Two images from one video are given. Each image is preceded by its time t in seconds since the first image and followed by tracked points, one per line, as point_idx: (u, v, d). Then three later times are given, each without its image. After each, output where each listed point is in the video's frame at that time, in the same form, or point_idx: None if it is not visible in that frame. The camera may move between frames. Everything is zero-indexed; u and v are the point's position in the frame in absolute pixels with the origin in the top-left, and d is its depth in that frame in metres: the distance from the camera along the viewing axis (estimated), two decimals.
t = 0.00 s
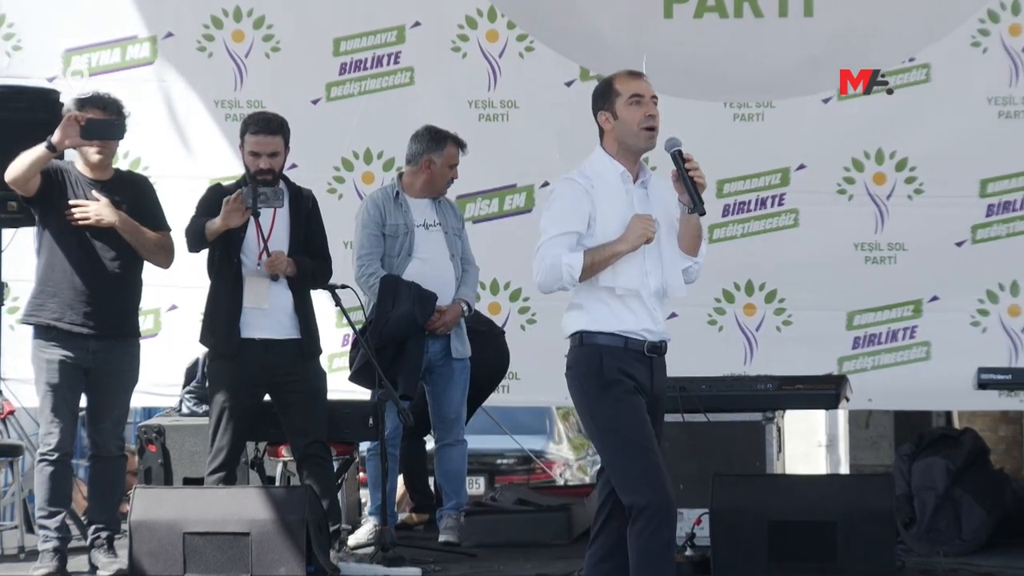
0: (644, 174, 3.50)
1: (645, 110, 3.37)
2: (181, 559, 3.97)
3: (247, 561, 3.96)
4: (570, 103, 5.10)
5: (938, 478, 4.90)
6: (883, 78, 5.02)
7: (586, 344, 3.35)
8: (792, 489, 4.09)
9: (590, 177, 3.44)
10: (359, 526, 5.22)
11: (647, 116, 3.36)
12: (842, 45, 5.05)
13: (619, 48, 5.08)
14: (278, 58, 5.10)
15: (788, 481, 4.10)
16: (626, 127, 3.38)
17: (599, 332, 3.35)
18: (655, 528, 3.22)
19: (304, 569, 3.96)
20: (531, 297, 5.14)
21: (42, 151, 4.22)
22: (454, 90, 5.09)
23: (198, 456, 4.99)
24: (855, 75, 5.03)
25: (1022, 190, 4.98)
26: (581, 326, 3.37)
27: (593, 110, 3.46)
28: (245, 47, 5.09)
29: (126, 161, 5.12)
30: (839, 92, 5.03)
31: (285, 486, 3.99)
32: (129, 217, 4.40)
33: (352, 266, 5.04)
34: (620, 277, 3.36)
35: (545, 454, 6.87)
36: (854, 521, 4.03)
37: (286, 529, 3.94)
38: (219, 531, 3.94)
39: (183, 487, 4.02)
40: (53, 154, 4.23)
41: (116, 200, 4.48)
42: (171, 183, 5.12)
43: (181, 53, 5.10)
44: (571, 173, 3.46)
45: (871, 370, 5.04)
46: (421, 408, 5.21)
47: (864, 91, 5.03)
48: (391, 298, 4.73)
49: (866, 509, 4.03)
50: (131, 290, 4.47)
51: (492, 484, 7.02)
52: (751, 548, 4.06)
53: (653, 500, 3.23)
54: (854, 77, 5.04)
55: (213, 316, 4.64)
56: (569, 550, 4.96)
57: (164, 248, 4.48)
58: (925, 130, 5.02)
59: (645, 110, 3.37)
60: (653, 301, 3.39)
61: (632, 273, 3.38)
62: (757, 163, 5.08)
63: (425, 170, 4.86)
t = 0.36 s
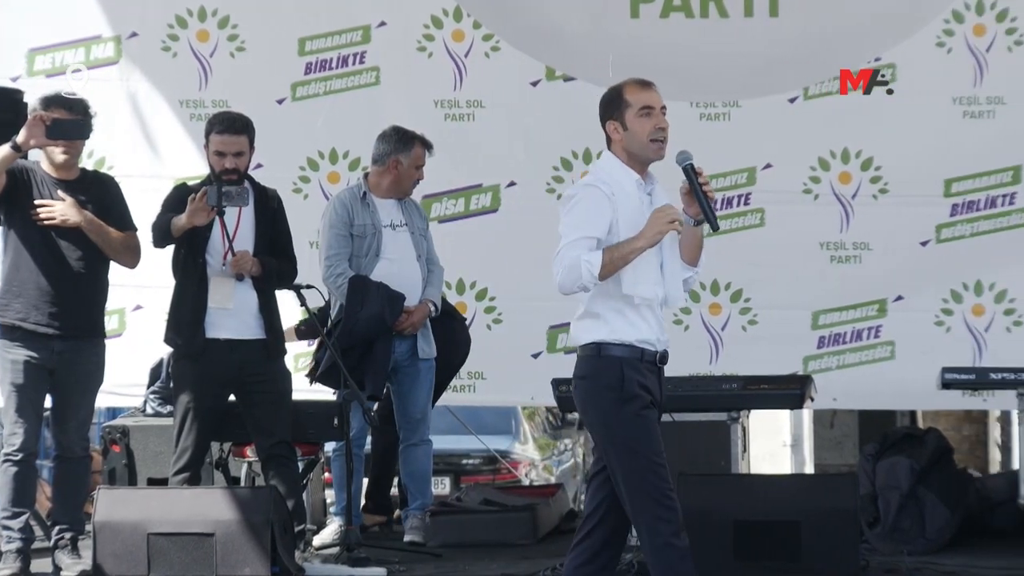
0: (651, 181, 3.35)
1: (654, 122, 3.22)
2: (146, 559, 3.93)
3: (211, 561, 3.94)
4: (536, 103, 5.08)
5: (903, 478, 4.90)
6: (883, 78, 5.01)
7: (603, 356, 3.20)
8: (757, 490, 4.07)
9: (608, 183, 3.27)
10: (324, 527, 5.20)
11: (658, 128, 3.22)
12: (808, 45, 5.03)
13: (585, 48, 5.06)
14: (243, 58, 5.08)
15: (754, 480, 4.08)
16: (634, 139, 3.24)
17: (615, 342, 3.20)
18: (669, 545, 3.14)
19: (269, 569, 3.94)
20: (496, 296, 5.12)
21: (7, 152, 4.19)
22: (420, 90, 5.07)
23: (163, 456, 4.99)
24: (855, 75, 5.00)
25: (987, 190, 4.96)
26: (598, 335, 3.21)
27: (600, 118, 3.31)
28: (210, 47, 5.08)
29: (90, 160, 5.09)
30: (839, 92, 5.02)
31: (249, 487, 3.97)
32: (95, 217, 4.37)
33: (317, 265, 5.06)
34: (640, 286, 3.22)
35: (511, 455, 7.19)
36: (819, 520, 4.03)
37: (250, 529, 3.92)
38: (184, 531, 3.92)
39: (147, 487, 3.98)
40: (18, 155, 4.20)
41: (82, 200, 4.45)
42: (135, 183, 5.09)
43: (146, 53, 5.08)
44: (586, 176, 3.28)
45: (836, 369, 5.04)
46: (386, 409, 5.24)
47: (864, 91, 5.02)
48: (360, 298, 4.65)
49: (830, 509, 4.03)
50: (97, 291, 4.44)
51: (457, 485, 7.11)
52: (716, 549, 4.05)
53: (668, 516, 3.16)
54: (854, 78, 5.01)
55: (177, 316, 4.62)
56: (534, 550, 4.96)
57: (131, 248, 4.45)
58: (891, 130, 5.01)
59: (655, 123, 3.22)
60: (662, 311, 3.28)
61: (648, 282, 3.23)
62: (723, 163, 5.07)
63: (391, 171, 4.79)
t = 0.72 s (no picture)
0: (681, 181, 3.29)
1: (683, 122, 3.19)
2: (100, 559, 3.70)
3: (166, 562, 3.71)
4: (491, 103, 5.06)
5: (857, 477, 4.91)
6: (883, 78, 4.97)
7: (607, 350, 3.18)
8: (710, 490, 4.06)
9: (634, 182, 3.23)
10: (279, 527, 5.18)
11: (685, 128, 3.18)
12: (763, 45, 5.01)
13: (541, 47, 5.05)
14: (197, 58, 5.07)
15: (711, 479, 4.06)
16: (662, 138, 3.21)
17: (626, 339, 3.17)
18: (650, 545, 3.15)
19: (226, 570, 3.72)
20: (452, 296, 5.10)
21: None
22: (376, 90, 5.06)
23: (118, 456, 4.96)
24: (855, 75, 4.98)
25: (941, 189, 4.96)
26: (606, 329, 3.18)
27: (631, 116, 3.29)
28: (164, 47, 5.06)
29: (44, 160, 5.06)
30: (839, 92, 4.98)
31: (206, 485, 3.75)
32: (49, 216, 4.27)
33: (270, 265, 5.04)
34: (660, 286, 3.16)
35: (467, 453, 7.20)
36: (774, 519, 4.03)
37: (207, 530, 3.70)
38: (139, 532, 3.69)
39: (101, 485, 3.76)
40: None
41: (37, 199, 4.33)
42: (90, 183, 5.07)
43: (100, 53, 5.06)
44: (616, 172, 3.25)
45: (791, 368, 5.04)
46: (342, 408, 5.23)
47: (864, 91, 4.98)
48: (316, 299, 4.59)
49: (787, 509, 4.03)
50: (54, 291, 4.34)
51: (413, 484, 7.08)
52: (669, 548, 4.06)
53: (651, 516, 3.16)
54: (853, 78, 4.99)
55: (131, 315, 4.44)
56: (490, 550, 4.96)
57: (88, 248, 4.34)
58: (847, 129, 4.99)
59: (682, 123, 3.19)
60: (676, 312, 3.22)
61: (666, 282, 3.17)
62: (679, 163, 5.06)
63: (347, 172, 4.73)
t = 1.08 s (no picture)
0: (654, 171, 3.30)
1: (647, 109, 3.18)
2: (45, 559, 3.63)
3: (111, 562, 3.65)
4: (437, 103, 5.06)
5: (803, 476, 4.88)
6: (883, 78, 4.95)
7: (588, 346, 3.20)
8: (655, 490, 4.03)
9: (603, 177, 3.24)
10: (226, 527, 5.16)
11: (649, 115, 3.18)
12: (709, 44, 5.01)
13: (487, 47, 5.04)
14: (142, 57, 5.05)
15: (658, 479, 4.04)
16: (628, 127, 3.20)
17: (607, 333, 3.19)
18: (618, 547, 3.21)
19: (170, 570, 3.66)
20: (399, 296, 5.10)
21: None
22: (323, 90, 5.05)
23: (62, 457, 4.93)
24: (855, 75, 4.96)
25: (887, 188, 4.96)
26: (585, 326, 3.21)
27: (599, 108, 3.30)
28: (108, 46, 5.04)
29: None
30: (839, 92, 4.97)
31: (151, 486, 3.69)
32: None
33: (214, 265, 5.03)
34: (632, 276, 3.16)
35: (414, 455, 7.38)
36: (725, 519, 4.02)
37: (151, 531, 3.64)
38: (84, 533, 3.62)
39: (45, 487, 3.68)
40: None
41: None
42: (34, 183, 5.05)
43: (44, 52, 5.04)
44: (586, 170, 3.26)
45: (738, 367, 5.04)
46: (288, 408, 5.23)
47: (864, 91, 4.97)
48: (260, 299, 4.51)
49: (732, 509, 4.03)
50: None
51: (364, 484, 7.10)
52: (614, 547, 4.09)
53: (620, 518, 3.22)
54: (853, 78, 4.97)
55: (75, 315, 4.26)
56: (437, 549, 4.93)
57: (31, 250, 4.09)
58: (792, 128, 4.99)
59: (647, 109, 3.19)
60: (657, 304, 3.22)
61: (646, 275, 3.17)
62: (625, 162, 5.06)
63: (291, 171, 4.65)
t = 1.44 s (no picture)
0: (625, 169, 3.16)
1: (602, 106, 3.01)
2: None
3: (57, 564, 3.52)
4: (385, 103, 5.05)
5: (751, 476, 4.87)
6: (883, 78, 4.95)
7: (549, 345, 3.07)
8: (601, 490, 3.95)
9: (560, 173, 3.16)
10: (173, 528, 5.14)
11: (602, 112, 3.01)
12: (658, 44, 5.00)
13: (436, 47, 5.04)
14: (88, 56, 5.04)
15: (613, 480, 3.95)
16: (585, 124, 3.05)
17: (559, 330, 3.05)
18: (576, 553, 3.03)
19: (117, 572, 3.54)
20: (348, 296, 5.09)
21: None
22: (270, 91, 5.04)
23: (7, 458, 4.89)
24: (855, 75, 4.95)
25: (834, 187, 4.98)
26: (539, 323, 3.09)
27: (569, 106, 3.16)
28: (54, 45, 5.03)
29: None
30: (839, 92, 4.95)
31: (97, 486, 3.59)
32: None
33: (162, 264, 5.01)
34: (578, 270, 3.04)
35: (361, 455, 7.28)
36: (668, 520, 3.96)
37: (98, 531, 3.53)
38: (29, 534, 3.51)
39: None
40: None
41: None
42: None
43: None
44: (543, 167, 3.19)
45: (686, 366, 5.05)
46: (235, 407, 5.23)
47: (864, 91, 4.96)
48: (202, 298, 4.46)
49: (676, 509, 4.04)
50: None
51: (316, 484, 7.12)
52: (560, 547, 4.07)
53: (578, 523, 3.04)
54: (854, 78, 4.96)
55: (18, 315, 4.13)
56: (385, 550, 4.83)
57: None
58: (740, 128, 5.00)
59: (603, 106, 3.01)
60: (616, 299, 3.05)
61: (590, 268, 3.05)
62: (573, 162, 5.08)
63: (236, 170, 4.62)
